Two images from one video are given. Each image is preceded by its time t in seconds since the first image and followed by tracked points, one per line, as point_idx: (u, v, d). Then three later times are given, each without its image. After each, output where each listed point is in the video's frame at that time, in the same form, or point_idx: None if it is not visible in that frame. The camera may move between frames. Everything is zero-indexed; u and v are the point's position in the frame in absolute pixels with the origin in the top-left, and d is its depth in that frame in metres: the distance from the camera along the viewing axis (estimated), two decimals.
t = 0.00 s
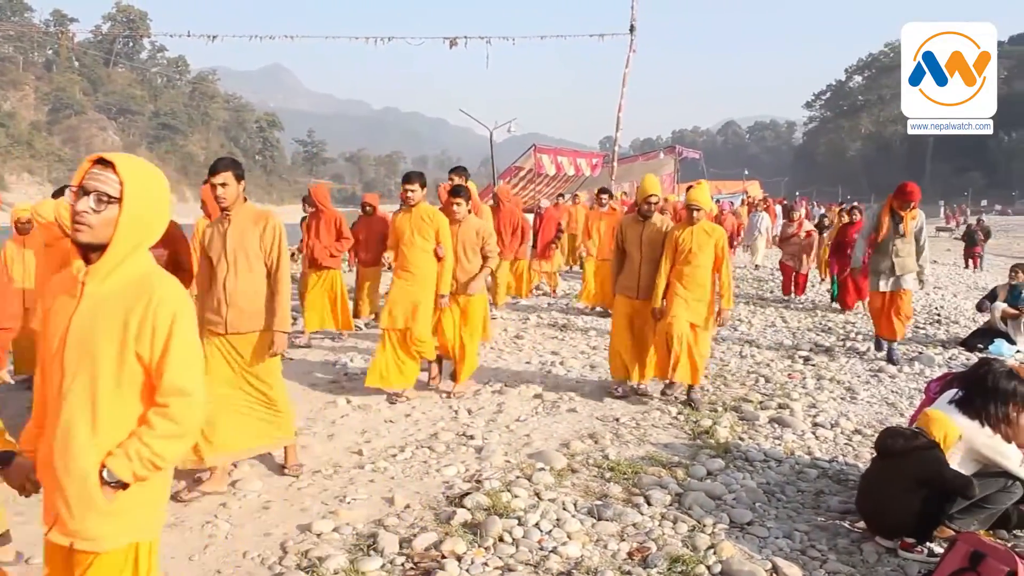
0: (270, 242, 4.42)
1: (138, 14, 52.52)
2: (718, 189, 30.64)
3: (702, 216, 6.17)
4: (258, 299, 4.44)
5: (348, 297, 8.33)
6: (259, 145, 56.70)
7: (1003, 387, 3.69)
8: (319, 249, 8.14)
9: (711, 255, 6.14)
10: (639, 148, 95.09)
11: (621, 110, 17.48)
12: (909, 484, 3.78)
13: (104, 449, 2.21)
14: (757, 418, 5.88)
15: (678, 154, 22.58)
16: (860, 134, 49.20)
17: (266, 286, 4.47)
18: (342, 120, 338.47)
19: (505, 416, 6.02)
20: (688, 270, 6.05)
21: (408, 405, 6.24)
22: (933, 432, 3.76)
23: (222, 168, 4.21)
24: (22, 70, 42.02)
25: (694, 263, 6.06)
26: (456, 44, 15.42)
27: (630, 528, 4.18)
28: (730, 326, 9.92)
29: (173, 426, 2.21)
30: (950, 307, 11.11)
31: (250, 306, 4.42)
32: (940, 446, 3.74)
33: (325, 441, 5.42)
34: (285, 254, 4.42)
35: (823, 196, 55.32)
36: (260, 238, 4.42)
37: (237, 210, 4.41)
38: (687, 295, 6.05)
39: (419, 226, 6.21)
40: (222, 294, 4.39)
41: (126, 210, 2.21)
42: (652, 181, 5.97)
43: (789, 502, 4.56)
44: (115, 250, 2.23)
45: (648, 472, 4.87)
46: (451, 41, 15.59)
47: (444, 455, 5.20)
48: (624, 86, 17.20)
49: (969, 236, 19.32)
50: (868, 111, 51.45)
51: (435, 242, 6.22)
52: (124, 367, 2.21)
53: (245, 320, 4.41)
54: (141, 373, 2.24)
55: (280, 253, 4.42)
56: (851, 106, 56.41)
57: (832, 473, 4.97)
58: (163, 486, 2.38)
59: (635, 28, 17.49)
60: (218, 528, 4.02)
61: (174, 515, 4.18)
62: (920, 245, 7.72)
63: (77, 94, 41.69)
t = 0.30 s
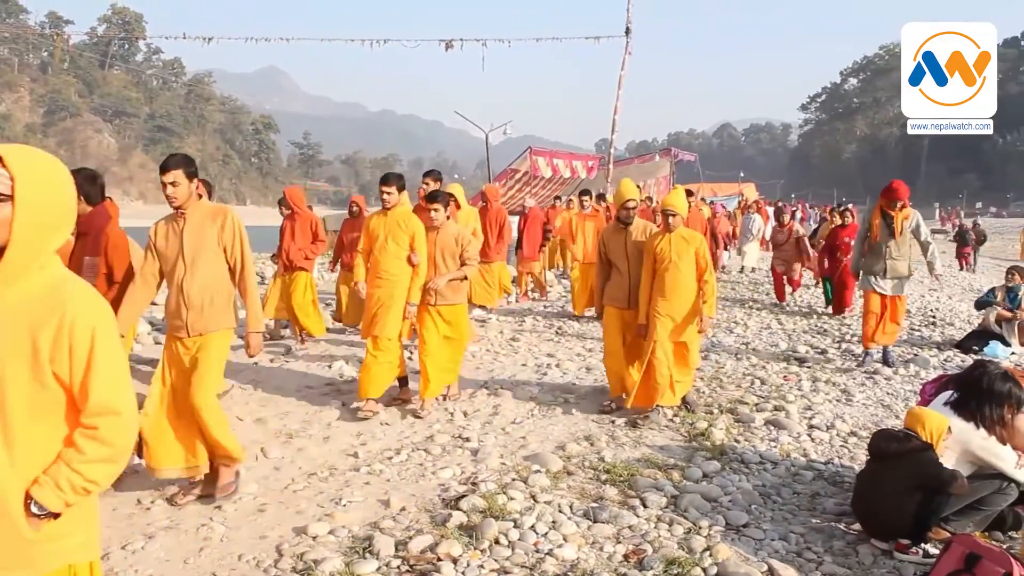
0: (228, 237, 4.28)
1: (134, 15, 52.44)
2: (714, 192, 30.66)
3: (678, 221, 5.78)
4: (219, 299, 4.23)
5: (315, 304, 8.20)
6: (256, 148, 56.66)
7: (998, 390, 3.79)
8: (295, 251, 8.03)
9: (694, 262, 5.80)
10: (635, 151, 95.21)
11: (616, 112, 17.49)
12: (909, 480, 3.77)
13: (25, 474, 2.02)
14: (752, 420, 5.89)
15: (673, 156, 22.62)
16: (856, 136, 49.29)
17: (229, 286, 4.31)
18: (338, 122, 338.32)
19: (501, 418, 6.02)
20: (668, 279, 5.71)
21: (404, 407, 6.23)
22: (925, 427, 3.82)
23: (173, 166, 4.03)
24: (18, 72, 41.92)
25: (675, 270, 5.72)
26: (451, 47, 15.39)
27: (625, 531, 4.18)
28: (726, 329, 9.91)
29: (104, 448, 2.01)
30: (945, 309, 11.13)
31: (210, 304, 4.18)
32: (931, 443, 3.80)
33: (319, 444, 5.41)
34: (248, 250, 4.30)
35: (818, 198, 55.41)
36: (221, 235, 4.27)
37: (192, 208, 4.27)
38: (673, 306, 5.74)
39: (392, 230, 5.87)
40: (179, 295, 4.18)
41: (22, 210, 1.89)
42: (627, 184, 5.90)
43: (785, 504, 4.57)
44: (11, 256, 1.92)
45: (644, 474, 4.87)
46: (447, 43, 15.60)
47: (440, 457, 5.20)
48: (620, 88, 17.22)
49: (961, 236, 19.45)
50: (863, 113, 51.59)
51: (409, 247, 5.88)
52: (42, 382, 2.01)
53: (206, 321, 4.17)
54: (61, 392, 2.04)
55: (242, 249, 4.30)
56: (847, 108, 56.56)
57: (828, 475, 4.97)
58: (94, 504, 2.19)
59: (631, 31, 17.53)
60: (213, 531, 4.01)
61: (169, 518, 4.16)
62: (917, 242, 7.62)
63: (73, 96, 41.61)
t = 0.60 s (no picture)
0: (200, 251, 4.09)
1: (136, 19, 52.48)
2: (716, 194, 30.65)
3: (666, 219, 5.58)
4: (185, 313, 4.06)
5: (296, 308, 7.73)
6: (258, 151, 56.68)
7: (1001, 391, 3.78)
8: (277, 257, 7.45)
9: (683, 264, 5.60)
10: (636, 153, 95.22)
11: (618, 114, 17.49)
12: (924, 477, 3.76)
13: None
14: (755, 421, 5.88)
15: (675, 158, 22.60)
16: (858, 137, 49.26)
17: (198, 301, 4.12)
18: (339, 125, 338.49)
19: (503, 420, 6.02)
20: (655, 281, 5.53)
21: (406, 411, 6.23)
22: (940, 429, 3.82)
23: (146, 173, 3.94)
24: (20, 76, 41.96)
25: (661, 270, 5.54)
26: (452, 49, 15.36)
27: (629, 533, 4.17)
28: (728, 331, 9.90)
29: None
30: (947, 310, 11.12)
31: (174, 321, 4.01)
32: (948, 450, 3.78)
33: (323, 447, 5.41)
34: (217, 266, 4.09)
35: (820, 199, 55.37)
36: (194, 248, 4.10)
37: (166, 218, 4.10)
38: (660, 307, 5.53)
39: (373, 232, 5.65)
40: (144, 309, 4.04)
41: None
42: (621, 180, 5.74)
43: (788, 506, 4.56)
44: None
45: (647, 476, 4.87)
46: (450, 45, 15.62)
47: (443, 460, 5.20)
48: (622, 89, 17.23)
49: (962, 237, 19.46)
50: (865, 115, 51.59)
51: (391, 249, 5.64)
52: None
53: (172, 337, 4.01)
54: None
55: (211, 263, 4.08)
56: (848, 109, 56.57)
57: (831, 477, 4.96)
58: None
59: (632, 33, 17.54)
60: (216, 534, 4.01)
61: (173, 521, 4.16)
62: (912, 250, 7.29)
63: (75, 100, 41.65)
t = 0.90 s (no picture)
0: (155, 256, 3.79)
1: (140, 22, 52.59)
2: (720, 196, 30.64)
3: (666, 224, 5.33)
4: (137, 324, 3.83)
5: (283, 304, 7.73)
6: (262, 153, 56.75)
7: (1007, 394, 3.87)
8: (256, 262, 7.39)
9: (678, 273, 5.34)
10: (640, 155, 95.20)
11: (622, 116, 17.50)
12: (943, 434, 3.80)
13: None
14: (759, 424, 5.88)
15: (679, 161, 22.60)
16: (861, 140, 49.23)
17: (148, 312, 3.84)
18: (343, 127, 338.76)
19: (507, 424, 6.02)
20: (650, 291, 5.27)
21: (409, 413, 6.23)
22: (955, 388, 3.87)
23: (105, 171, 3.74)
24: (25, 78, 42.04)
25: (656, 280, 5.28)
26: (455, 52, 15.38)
27: (632, 536, 4.17)
28: (732, 333, 9.90)
29: None
30: (951, 313, 11.10)
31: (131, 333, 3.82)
32: (960, 407, 3.81)
33: (327, 450, 5.41)
34: (167, 269, 3.76)
35: (824, 201, 55.30)
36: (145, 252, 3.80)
37: (128, 219, 3.84)
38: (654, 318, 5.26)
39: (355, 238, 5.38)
40: (103, 316, 3.85)
41: None
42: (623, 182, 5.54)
43: (793, 509, 4.55)
44: None
45: (650, 479, 4.87)
46: (453, 48, 15.64)
47: (447, 462, 5.20)
48: (625, 92, 17.24)
49: (965, 238, 19.47)
50: (868, 117, 51.56)
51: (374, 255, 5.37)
52: None
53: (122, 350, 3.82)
54: None
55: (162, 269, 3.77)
56: (852, 111, 56.54)
57: (836, 480, 4.96)
58: None
59: (635, 35, 17.55)
60: (220, 536, 4.02)
61: (176, 523, 4.17)
62: (910, 253, 7.17)
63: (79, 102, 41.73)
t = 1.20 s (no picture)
0: (119, 258, 3.68)
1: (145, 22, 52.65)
2: (724, 198, 30.61)
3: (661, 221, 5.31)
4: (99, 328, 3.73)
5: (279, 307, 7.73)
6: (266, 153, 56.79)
7: (1012, 397, 3.80)
8: (250, 262, 7.37)
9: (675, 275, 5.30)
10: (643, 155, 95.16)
11: (626, 117, 17.50)
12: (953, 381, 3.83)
13: None
14: (763, 426, 5.88)
15: (683, 162, 22.58)
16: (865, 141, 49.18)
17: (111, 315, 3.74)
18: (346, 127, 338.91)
19: (511, 425, 6.02)
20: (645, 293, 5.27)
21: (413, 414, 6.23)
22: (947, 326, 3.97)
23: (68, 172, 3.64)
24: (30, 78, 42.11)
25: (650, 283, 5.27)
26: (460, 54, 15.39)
27: (636, 537, 4.17)
28: (735, 335, 9.90)
29: None
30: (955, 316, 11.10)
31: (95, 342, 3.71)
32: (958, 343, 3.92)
33: (330, 451, 5.42)
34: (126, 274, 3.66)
35: (827, 203, 55.23)
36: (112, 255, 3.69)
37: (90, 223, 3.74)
38: (650, 321, 5.26)
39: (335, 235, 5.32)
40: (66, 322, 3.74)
41: None
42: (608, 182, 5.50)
43: (797, 511, 4.55)
44: None
45: (654, 480, 4.87)
46: (458, 49, 15.64)
47: (451, 463, 5.21)
48: (629, 93, 17.24)
49: (970, 241, 19.44)
50: (872, 118, 51.49)
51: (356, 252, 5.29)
52: None
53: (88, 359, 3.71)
54: None
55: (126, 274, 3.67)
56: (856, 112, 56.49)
57: (839, 482, 4.96)
58: None
59: (640, 37, 17.55)
60: (224, 536, 4.03)
61: (181, 523, 4.18)
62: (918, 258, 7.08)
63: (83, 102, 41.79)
